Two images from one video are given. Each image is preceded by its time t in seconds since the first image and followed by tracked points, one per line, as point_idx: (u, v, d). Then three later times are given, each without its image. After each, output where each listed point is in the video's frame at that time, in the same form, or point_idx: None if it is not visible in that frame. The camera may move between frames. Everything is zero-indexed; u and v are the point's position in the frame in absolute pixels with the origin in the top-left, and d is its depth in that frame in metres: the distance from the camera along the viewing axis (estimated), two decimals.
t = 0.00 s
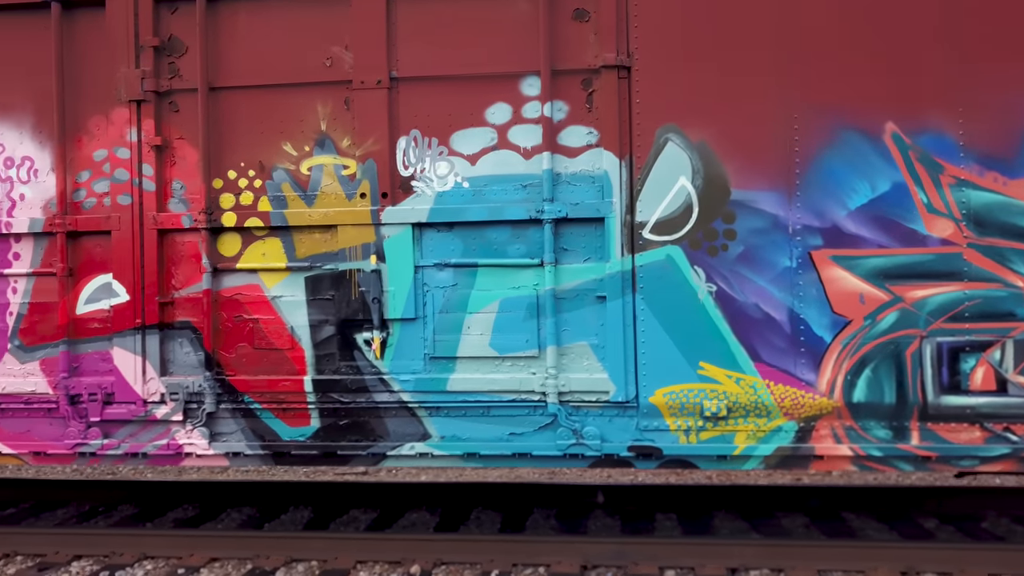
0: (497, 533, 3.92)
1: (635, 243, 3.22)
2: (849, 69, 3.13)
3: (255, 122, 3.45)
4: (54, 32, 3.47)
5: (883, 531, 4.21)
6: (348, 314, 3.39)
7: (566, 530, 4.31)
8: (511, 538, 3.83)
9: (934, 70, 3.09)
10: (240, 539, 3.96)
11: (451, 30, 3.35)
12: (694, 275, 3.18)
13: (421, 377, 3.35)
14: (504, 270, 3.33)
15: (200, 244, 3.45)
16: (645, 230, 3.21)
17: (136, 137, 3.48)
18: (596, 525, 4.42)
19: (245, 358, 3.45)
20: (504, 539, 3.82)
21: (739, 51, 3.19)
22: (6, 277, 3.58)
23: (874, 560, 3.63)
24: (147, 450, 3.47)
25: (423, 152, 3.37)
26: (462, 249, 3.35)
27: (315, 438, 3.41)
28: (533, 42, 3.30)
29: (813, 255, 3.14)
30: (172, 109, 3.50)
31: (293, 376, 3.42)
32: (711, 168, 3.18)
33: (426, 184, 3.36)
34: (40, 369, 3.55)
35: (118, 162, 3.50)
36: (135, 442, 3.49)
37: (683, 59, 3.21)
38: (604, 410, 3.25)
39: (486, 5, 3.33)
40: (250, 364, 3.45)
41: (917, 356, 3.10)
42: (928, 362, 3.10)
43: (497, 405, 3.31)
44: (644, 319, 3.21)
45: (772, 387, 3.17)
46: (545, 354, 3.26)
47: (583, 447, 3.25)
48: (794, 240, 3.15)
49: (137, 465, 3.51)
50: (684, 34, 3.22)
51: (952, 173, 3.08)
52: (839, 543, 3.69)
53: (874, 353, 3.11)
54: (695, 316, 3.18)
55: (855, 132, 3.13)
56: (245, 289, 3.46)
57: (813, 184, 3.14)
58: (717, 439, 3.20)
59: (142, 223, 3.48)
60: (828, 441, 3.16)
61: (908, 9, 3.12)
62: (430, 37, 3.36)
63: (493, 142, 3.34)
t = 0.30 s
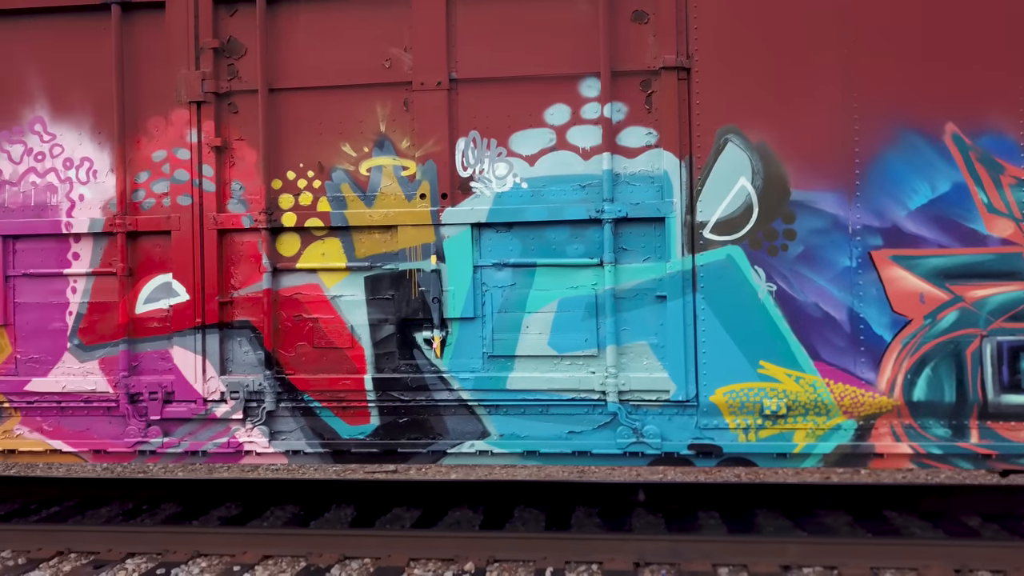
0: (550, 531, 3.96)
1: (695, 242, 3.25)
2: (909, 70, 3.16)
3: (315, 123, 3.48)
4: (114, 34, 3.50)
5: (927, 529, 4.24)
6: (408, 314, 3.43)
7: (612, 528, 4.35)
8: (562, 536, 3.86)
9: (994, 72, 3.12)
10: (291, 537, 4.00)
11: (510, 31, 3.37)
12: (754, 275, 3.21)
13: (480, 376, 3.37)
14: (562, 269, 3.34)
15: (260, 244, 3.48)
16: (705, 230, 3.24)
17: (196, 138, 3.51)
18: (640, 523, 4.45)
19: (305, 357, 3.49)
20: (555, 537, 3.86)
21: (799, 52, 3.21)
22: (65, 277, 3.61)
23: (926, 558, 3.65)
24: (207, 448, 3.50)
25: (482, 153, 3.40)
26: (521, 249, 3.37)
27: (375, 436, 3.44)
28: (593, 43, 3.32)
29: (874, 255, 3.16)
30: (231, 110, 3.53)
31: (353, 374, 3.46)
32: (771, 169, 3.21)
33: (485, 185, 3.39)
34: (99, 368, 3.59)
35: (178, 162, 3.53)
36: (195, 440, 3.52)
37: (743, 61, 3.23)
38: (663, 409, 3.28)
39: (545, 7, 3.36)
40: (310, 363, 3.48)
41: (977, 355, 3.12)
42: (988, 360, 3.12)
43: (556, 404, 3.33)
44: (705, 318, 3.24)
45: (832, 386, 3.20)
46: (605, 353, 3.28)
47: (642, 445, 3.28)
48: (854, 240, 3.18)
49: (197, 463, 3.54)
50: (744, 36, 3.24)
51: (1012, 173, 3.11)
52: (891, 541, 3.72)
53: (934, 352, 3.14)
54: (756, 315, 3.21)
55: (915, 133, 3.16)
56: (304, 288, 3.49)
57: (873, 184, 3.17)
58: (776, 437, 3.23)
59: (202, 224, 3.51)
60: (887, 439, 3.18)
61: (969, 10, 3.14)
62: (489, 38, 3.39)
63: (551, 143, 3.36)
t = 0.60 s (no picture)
0: (600, 529, 3.99)
1: (755, 241, 3.27)
2: (969, 70, 3.17)
3: (373, 124, 3.50)
4: (173, 35, 3.52)
5: (972, 527, 4.26)
6: (466, 312, 3.45)
7: (657, 526, 4.38)
8: (613, 533, 3.88)
9: None
10: (342, 534, 4.02)
11: (568, 32, 3.39)
12: (814, 274, 3.23)
13: (539, 374, 3.38)
14: (621, 268, 3.35)
15: (318, 244, 3.51)
16: (765, 229, 3.26)
17: (255, 138, 3.53)
18: (685, 521, 4.48)
19: (363, 355, 3.51)
20: (607, 535, 3.88)
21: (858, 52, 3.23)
22: (123, 277, 3.63)
23: (979, 556, 3.66)
24: (265, 447, 3.52)
25: (540, 153, 3.41)
26: (579, 248, 3.38)
27: (433, 434, 3.46)
28: (652, 44, 3.34)
29: (934, 254, 3.18)
30: (289, 110, 3.56)
31: (411, 372, 3.48)
32: (831, 168, 3.23)
33: (543, 184, 3.40)
34: (157, 366, 3.61)
35: (237, 163, 3.55)
36: (253, 438, 3.54)
37: (802, 61, 3.25)
38: (722, 407, 3.30)
39: (603, 7, 3.37)
40: (368, 362, 3.51)
41: None
42: None
43: (615, 402, 3.35)
44: (764, 317, 3.26)
45: (892, 384, 3.21)
46: (664, 352, 3.30)
47: (702, 443, 3.30)
48: (914, 239, 3.20)
49: (255, 461, 3.56)
50: (803, 36, 3.26)
51: None
52: (943, 539, 3.73)
53: (994, 351, 3.16)
54: (816, 313, 3.23)
55: (975, 132, 3.17)
56: (363, 287, 3.52)
57: (933, 184, 3.19)
58: (836, 435, 3.25)
59: (260, 223, 3.53)
60: (947, 437, 3.20)
61: None
62: (548, 38, 3.40)
63: (609, 142, 3.38)
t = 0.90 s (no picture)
0: (653, 527, 4.01)
1: (819, 240, 3.28)
2: None
3: (434, 123, 3.52)
4: (234, 35, 3.54)
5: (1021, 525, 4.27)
6: (527, 311, 3.45)
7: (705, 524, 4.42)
8: (668, 531, 3.90)
9: None
10: (396, 532, 4.04)
11: (631, 32, 3.40)
12: (878, 272, 3.25)
13: (601, 373, 3.40)
14: (684, 267, 3.37)
15: (380, 243, 3.53)
16: (828, 228, 3.27)
17: (316, 138, 3.55)
18: (732, 520, 4.51)
19: (425, 353, 3.53)
20: (662, 533, 3.90)
21: (922, 52, 3.24)
22: (183, 276, 3.65)
23: None
24: (327, 444, 3.55)
25: (601, 152, 3.42)
26: (641, 247, 3.39)
27: (495, 432, 3.48)
28: (714, 44, 3.35)
29: (999, 253, 3.19)
30: (350, 110, 3.57)
31: (472, 371, 3.50)
32: (895, 167, 3.24)
33: (605, 183, 3.41)
34: (217, 365, 3.63)
35: (298, 162, 3.57)
36: (314, 436, 3.56)
37: (866, 61, 3.26)
38: (785, 405, 3.32)
39: (666, 7, 3.38)
40: (429, 360, 3.53)
41: None
42: None
43: (678, 400, 3.37)
44: (828, 315, 3.28)
45: (956, 382, 3.23)
46: (728, 350, 3.32)
47: (765, 441, 3.33)
48: (978, 238, 3.21)
49: (316, 459, 3.59)
50: (867, 36, 3.27)
51: None
52: (999, 537, 3.74)
53: None
54: (880, 311, 3.25)
55: None
56: (424, 286, 3.54)
57: (998, 182, 3.20)
58: (899, 433, 3.26)
59: (322, 222, 3.56)
60: (1011, 435, 3.21)
61: None
62: (610, 38, 3.41)
63: (671, 141, 3.40)
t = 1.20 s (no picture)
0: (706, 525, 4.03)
1: (882, 238, 3.29)
2: None
3: (493, 122, 3.53)
4: (294, 34, 3.55)
5: None
6: (588, 309, 3.45)
7: (753, 522, 4.44)
8: (723, 529, 3.90)
9: None
10: (449, 530, 4.05)
11: (692, 30, 3.41)
12: (942, 270, 3.25)
13: (663, 371, 3.41)
14: (746, 265, 3.39)
15: (440, 241, 3.55)
16: (892, 226, 3.28)
17: (376, 137, 3.57)
18: (779, 518, 4.52)
19: (484, 350, 3.54)
20: (717, 530, 3.90)
21: (987, 50, 3.24)
22: (242, 274, 3.66)
23: None
24: (388, 442, 3.56)
25: (662, 150, 3.43)
26: (703, 245, 3.40)
27: (556, 430, 3.48)
28: (777, 42, 3.35)
29: None
30: (409, 109, 3.58)
31: (533, 368, 3.50)
32: (959, 165, 3.25)
33: (666, 181, 3.42)
34: (276, 363, 3.64)
35: (357, 161, 3.58)
36: (375, 433, 3.58)
37: (929, 59, 3.27)
38: (848, 403, 3.33)
39: (728, 6, 3.39)
40: (489, 357, 3.54)
41: None
42: None
43: (740, 398, 3.39)
44: (892, 313, 3.29)
45: (1021, 379, 3.23)
46: (791, 348, 3.34)
47: (828, 438, 3.34)
48: None
49: (376, 456, 3.60)
50: (930, 35, 3.28)
51: None
52: None
53: None
54: (944, 309, 3.25)
55: None
56: (484, 284, 3.55)
57: None
58: (963, 430, 3.27)
59: (382, 221, 3.57)
60: None
61: None
62: (671, 37, 3.42)
63: (733, 140, 3.40)
